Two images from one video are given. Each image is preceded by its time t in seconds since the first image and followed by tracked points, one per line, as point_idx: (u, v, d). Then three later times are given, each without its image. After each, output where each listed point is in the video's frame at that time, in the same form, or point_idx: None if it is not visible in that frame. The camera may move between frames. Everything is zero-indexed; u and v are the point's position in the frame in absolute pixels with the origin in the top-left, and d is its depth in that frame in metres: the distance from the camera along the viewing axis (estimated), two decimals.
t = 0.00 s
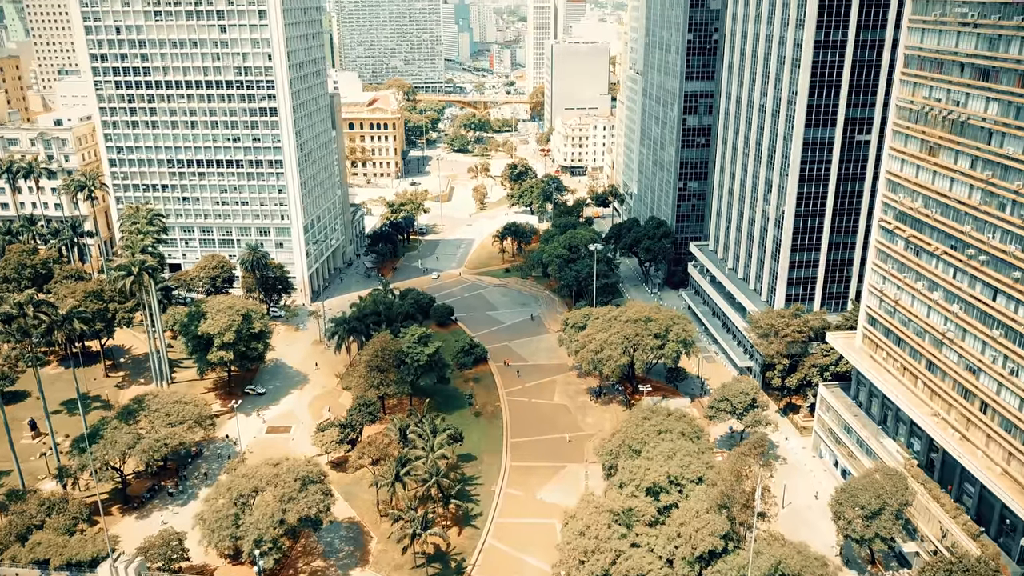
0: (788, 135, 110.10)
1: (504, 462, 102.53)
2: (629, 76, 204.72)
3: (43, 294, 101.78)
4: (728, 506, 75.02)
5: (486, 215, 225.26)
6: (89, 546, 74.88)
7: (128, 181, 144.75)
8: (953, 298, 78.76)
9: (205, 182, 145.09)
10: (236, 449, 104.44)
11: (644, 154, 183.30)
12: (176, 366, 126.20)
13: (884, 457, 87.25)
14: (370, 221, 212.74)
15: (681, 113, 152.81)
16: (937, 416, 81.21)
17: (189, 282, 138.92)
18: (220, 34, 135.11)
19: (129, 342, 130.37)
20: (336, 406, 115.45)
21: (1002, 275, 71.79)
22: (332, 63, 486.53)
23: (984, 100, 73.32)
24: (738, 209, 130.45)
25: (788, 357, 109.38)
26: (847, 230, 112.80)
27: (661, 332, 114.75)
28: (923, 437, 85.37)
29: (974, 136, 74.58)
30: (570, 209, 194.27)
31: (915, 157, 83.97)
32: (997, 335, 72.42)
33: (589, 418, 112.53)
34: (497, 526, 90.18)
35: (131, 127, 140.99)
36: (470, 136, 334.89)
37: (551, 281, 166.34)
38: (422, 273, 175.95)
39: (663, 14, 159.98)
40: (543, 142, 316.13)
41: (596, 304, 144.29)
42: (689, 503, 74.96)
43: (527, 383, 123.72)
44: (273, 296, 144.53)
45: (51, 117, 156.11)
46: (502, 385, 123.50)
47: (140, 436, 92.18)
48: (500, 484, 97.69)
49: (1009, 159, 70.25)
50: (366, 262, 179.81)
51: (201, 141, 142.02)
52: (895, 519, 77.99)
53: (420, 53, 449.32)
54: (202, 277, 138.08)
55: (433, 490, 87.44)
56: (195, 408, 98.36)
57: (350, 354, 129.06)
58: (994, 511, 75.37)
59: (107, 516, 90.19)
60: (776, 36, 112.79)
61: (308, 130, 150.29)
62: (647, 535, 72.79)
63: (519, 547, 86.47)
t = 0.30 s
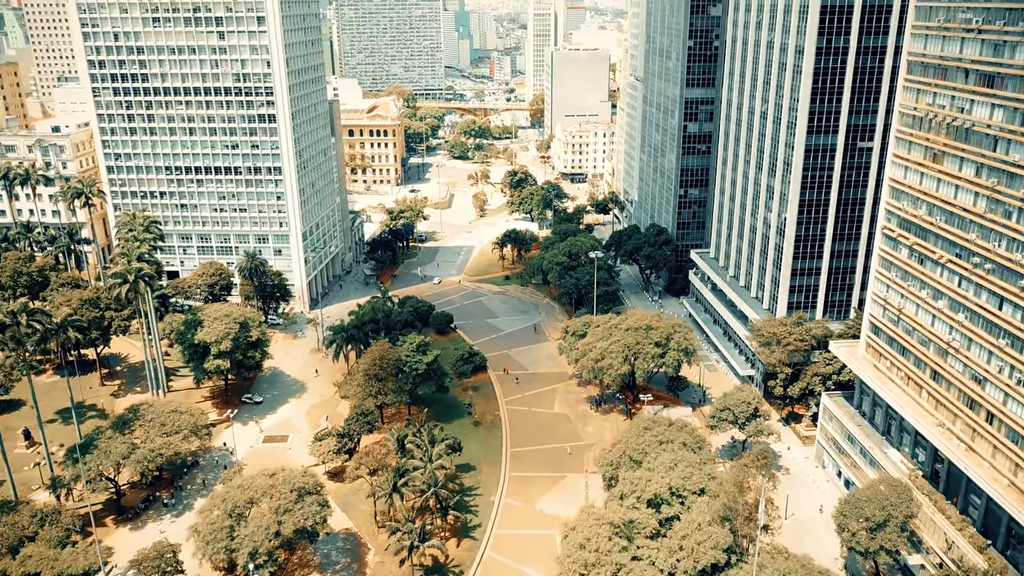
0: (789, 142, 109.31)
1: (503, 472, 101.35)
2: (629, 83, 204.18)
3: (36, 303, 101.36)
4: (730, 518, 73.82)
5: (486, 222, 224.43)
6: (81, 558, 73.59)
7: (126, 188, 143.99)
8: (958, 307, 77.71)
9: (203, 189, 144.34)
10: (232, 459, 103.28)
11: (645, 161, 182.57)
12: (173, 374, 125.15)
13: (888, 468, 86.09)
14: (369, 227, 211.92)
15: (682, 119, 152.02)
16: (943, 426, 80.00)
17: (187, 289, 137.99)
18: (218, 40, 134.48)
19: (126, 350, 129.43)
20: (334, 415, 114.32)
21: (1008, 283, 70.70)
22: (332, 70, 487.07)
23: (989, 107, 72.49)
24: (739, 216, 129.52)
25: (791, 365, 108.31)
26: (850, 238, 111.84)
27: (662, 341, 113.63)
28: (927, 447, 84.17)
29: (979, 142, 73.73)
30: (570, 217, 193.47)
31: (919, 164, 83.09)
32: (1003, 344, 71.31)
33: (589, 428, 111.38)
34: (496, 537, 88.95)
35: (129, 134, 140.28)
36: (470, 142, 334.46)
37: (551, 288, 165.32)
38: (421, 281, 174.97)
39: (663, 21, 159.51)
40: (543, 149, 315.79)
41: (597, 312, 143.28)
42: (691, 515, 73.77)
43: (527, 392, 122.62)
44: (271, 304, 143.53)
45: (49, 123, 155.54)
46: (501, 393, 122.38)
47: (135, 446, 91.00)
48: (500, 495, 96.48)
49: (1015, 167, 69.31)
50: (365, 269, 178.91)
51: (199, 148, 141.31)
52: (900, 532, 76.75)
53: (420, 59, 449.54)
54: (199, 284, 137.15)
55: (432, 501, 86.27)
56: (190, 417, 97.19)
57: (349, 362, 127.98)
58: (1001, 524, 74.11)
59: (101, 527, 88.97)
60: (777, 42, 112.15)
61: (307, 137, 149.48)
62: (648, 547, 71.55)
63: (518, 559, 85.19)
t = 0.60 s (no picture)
0: (791, 149, 108.52)
1: (503, 482, 100.13)
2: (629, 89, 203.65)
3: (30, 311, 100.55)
4: (733, 531, 72.60)
5: (486, 229, 223.61)
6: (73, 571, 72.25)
7: (123, 195, 143.17)
8: (963, 316, 76.69)
9: (201, 196, 143.51)
10: (228, 469, 102.09)
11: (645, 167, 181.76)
12: (169, 383, 124.02)
13: (893, 479, 84.98)
14: (368, 234, 211.09)
15: (682, 126, 151.25)
16: (948, 436, 78.82)
17: (184, 297, 136.98)
18: (217, 47, 133.94)
19: (122, 358, 128.42)
20: (332, 424, 113.17)
21: (1014, 291, 69.66)
22: (332, 77, 487.48)
23: (995, 113, 71.60)
24: (740, 223, 128.59)
25: (793, 374, 107.19)
26: (852, 246, 110.89)
27: (663, 349, 112.48)
28: (932, 458, 83.04)
29: (984, 149, 72.88)
30: (570, 224, 192.67)
31: (923, 170, 82.22)
32: (1010, 353, 70.19)
33: (589, 437, 110.22)
34: (495, 549, 87.69)
35: (127, 140, 139.53)
36: (470, 149, 334.07)
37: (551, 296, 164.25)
38: (420, 288, 173.93)
39: (663, 27, 159.06)
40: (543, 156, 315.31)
41: (597, 319, 142.20)
42: (693, 527, 72.61)
43: (526, 400, 121.45)
44: (269, 311, 142.46)
45: (46, 130, 154.92)
46: (501, 402, 121.23)
47: (129, 456, 89.81)
48: (499, 505, 95.24)
49: (1020, 173, 68.36)
50: (364, 277, 177.97)
51: (197, 155, 140.56)
52: (905, 544, 75.47)
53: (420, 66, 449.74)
54: (197, 292, 136.16)
55: (430, 512, 85.08)
56: (186, 427, 95.99)
57: (347, 371, 126.82)
58: (1008, 536, 72.88)
59: (95, 539, 87.72)
60: (779, 48, 111.52)
61: (306, 143, 148.68)
62: (649, 560, 70.30)
63: (518, 571, 83.89)
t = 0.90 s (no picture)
0: (793, 155, 107.71)
1: (502, 492, 98.89)
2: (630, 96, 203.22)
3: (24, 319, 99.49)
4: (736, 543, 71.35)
5: (485, 235, 222.75)
6: None
7: (121, 201, 142.45)
8: (968, 324, 75.61)
9: (199, 202, 142.70)
10: (224, 478, 100.93)
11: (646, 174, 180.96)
12: (166, 391, 122.95)
13: (897, 489, 83.84)
14: (368, 241, 210.33)
15: (683, 132, 150.51)
16: (954, 447, 77.59)
17: (182, 304, 136.01)
18: (215, 53, 133.31)
19: (118, 366, 127.46)
20: (330, 433, 112.03)
21: (1020, 299, 68.62)
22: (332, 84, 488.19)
23: (1000, 119, 70.73)
24: (742, 230, 127.68)
25: (795, 382, 106.02)
26: (855, 253, 109.95)
27: (664, 357, 111.36)
28: (937, 468, 81.90)
29: (989, 156, 72.03)
30: (570, 231, 191.84)
31: (927, 177, 81.34)
32: (1017, 362, 69.07)
33: (590, 446, 109.04)
34: (494, 560, 86.46)
35: (124, 146, 138.86)
36: (470, 156, 333.76)
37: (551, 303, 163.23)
38: (420, 295, 172.94)
39: (664, 34, 158.64)
40: (543, 163, 314.93)
41: (597, 327, 141.14)
42: (695, 540, 71.35)
43: (525, 409, 120.36)
44: (267, 318, 141.42)
45: (44, 137, 154.29)
46: (500, 410, 120.09)
47: (123, 465, 88.60)
48: (498, 516, 94.01)
49: None
50: (363, 284, 176.97)
51: (195, 161, 139.81)
52: (910, 556, 74.18)
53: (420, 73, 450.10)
54: (194, 299, 135.14)
55: (428, 523, 83.84)
56: (181, 436, 94.81)
57: (344, 379, 125.72)
58: (1016, 549, 71.58)
59: (88, 550, 86.47)
60: (780, 54, 110.87)
61: (304, 150, 147.96)
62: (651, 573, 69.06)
63: None
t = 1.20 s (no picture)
0: (795, 162, 106.78)
1: (500, 503, 97.49)
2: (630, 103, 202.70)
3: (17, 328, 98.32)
4: (740, 556, 69.92)
5: (485, 243, 221.80)
6: None
7: (119, 208, 141.58)
8: (975, 333, 74.46)
9: (197, 210, 141.80)
10: (220, 488, 99.65)
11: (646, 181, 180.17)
12: (162, 400, 121.73)
13: (902, 500, 82.46)
14: (367, 248, 209.40)
15: (683, 139, 149.74)
16: (960, 457, 76.26)
17: (179, 312, 134.84)
18: (213, 59, 132.65)
19: (113, 375, 126.32)
20: (327, 443, 110.71)
21: None
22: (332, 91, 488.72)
23: (1006, 125, 69.82)
24: (743, 237, 126.68)
25: (798, 391, 104.76)
26: (857, 260, 108.91)
27: (665, 365, 110.10)
28: (943, 479, 80.51)
29: (996, 162, 71.08)
30: (570, 238, 190.85)
31: (931, 184, 80.37)
32: None
33: (590, 456, 107.70)
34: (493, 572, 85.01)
35: (122, 153, 138.09)
36: (470, 163, 333.37)
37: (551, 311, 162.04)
38: (419, 303, 171.78)
39: (664, 41, 158.15)
40: (543, 170, 314.43)
41: (597, 335, 139.94)
42: (697, 553, 70.05)
43: (525, 418, 119.04)
44: (265, 326, 140.22)
45: (41, 144, 153.65)
46: (499, 419, 118.76)
47: (117, 476, 87.20)
48: (497, 527, 92.61)
49: None
50: (362, 291, 175.84)
51: (193, 168, 138.96)
52: (917, 569, 72.77)
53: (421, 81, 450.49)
54: (191, 306, 133.95)
55: (426, 535, 82.36)
56: (176, 446, 93.48)
57: (342, 388, 124.42)
58: None
59: (80, 562, 85.08)
60: (782, 60, 110.17)
61: (303, 157, 147.16)
62: None
63: None
